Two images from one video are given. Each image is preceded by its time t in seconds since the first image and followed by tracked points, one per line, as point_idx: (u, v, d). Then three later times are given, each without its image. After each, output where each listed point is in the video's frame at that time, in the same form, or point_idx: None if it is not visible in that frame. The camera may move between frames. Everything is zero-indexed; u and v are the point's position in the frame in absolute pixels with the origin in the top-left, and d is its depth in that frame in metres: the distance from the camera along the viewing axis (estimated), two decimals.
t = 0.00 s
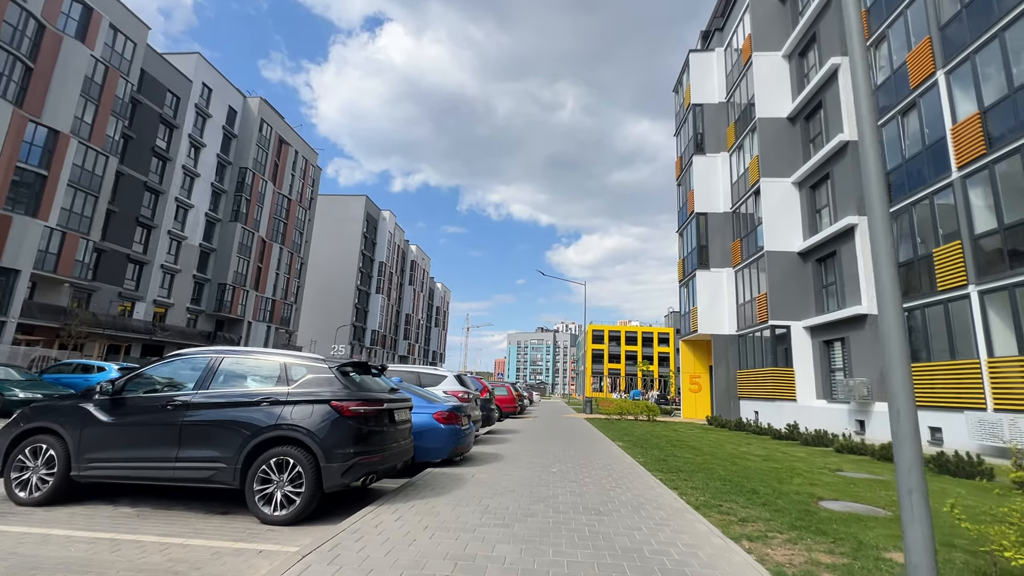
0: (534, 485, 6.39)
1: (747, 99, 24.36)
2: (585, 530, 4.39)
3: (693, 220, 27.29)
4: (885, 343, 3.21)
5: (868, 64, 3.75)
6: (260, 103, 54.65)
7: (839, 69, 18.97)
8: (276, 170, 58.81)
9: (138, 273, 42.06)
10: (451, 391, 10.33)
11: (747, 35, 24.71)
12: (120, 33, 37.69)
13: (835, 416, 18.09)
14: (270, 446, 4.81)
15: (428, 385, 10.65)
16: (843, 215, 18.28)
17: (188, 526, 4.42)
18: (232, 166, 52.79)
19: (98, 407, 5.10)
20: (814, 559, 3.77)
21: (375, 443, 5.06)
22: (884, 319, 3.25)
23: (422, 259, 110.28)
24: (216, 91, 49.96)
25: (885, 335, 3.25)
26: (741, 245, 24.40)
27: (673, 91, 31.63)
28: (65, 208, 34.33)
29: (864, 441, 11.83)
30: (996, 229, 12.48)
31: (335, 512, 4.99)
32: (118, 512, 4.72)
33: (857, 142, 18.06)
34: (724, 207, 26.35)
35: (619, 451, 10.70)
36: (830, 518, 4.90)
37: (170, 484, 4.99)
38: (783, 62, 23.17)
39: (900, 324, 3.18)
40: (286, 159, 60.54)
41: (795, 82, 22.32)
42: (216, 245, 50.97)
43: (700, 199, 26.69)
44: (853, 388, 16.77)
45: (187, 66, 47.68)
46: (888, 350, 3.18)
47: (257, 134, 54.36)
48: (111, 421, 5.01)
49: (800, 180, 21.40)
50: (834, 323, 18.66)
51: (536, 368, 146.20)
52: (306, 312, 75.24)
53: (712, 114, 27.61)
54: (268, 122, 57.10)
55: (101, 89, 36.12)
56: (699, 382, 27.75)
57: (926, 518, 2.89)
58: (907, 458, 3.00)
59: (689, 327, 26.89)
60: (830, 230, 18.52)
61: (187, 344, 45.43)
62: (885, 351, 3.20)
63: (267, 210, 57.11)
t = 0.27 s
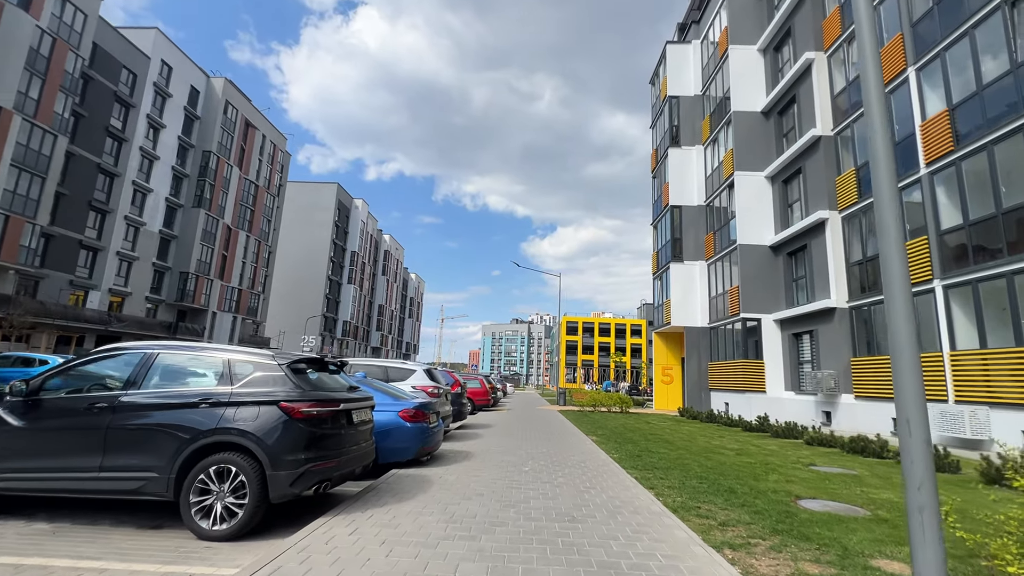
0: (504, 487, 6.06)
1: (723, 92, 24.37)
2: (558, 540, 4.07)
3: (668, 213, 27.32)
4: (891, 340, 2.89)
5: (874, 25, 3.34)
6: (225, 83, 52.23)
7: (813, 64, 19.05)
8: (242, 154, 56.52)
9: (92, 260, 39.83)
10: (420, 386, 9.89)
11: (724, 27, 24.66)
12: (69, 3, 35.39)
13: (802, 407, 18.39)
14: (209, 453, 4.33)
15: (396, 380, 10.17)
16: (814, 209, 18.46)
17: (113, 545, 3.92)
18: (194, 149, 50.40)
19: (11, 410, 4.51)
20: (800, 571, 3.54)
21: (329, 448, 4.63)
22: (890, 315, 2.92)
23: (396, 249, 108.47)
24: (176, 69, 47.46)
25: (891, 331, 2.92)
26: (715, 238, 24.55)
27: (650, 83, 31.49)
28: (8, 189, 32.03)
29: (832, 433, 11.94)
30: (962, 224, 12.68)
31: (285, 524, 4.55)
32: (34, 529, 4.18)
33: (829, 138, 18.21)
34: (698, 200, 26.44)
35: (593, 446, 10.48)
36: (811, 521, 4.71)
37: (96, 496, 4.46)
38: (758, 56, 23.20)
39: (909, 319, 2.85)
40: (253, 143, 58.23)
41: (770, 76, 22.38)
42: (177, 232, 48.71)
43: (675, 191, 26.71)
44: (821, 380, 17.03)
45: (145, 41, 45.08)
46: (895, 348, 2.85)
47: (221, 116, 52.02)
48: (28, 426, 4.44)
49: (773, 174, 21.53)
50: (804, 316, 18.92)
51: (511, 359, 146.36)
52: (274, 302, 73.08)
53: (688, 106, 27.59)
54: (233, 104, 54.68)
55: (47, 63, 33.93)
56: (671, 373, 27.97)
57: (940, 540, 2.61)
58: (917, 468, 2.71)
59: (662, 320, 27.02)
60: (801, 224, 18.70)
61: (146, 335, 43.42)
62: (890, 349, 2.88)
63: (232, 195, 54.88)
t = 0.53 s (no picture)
0: (480, 487, 5.68)
1: (704, 83, 24.25)
2: (537, 549, 3.71)
3: (649, 204, 27.17)
4: (919, 328, 2.59)
5: None
6: (194, 67, 50.23)
7: (795, 55, 18.98)
8: (213, 141, 54.56)
9: (51, 250, 38.00)
10: (395, 380, 9.42)
11: (706, 18, 24.51)
12: None
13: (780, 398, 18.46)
14: (143, 458, 3.83)
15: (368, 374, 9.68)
16: (794, 201, 18.48)
17: (28, 564, 3.42)
18: (161, 136, 48.45)
19: None
20: None
21: (284, 450, 4.16)
22: (919, 296, 2.64)
23: (375, 241, 106.79)
24: (141, 52, 45.42)
25: (917, 318, 2.62)
26: (695, 230, 24.51)
27: (632, 74, 31.25)
28: None
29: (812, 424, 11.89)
30: (940, 216, 12.71)
31: (234, 534, 4.09)
32: None
33: (810, 129, 18.21)
34: (679, 192, 26.36)
35: (574, 441, 10.17)
36: (805, 521, 4.44)
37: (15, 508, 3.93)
38: (739, 47, 23.11)
39: (940, 305, 2.55)
40: (224, 130, 56.29)
41: (751, 67, 22.31)
42: (144, 221, 46.84)
43: (656, 183, 26.58)
44: (799, 371, 17.09)
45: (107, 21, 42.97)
46: (922, 331, 2.58)
47: (190, 101, 50.00)
48: None
49: (753, 166, 21.51)
50: (783, 308, 18.98)
51: (492, 353, 146.10)
52: (248, 295, 71.20)
53: (670, 98, 27.44)
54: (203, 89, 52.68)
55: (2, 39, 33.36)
56: (651, 366, 27.95)
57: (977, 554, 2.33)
58: (951, 472, 2.42)
59: (643, 312, 26.96)
60: (781, 216, 18.70)
61: (111, 329, 41.67)
62: (918, 339, 2.58)
63: (202, 184, 52.95)
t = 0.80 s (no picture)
0: (465, 498, 5.30)
1: (694, 77, 23.99)
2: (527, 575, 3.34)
3: (639, 199, 26.92)
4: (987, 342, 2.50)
5: None
6: (173, 59, 48.84)
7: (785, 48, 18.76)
8: (194, 135, 53.22)
9: (24, 247, 36.74)
10: (378, 381, 9.00)
11: (695, 10, 24.22)
12: None
13: (770, 394, 18.37)
14: (81, 478, 3.40)
15: (350, 374, 9.24)
16: (785, 195, 18.31)
17: None
18: (139, 129, 47.08)
19: None
20: None
21: (244, 465, 3.75)
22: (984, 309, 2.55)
23: (362, 238, 105.57)
24: (117, 42, 44.00)
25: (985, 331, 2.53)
26: (685, 225, 24.33)
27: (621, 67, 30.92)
28: None
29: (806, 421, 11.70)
30: (932, 209, 12.57)
31: (189, 560, 3.68)
32: None
33: (801, 123, 18.02)
34: (669, 187, 26.14)
35: (564, 442, 9.84)
36: (816, 534, 4.14)
37: None
38: (729, 40, 22.87)
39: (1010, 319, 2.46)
40: (205, 123, 54.94)
41: (741, 60, 22.08)
42: (122, 218, 45.53)
43: (646, 178, 26.32)
44: (790, 367, 16.97)
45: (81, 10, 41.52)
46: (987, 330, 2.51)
47: (169, 94, 48.65)
48: None
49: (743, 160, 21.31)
50: (773, 303, 18.85)
51: (481, 349, 145.63)
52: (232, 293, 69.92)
53: (659, 91, 27.16)
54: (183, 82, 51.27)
55: None
56: (641, 362, 27.78)
57: None
58: None
59: (632, 308, 26.76)
60: (772, 210, 18.53)
61: (88, 328, 40.49)
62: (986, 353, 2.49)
63: (183, 179, 51.65)
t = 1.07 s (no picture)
0: (458, 502, 4.96)
1: (691, 68, 23.65)
2: None
3: (636, 193, 26.59)
4: None
5: None
6: (162, 52, 48.00)
7: (785, 37, 18.44)
8: (184, 131, 52.44)
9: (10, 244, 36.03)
10: (368, 378, 8.65)
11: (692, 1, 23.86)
12: None
13: (770, 389, 18.12)
14: (26, 487, 3.04)
15: (339, 371, 8.86)
16: (785, 187, 18.02)
17: None
18: (128, 124, 46.27)
19: None
20: None
21: (211, 470, 3.39)
22: None
23: (357, 235, 104.82)
24: (104, 35, 43.19)
25: None
26: (683, 219, 24.03)
27: (617, 60, 30.55)
28: None
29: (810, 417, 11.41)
30: (938, 200, 12.29)
31: None
32: None
33: (801, 113, 17.73)
34: (666, 180, 25.81)
35: (563, 440, 9.50)
36: (841, 541, 3.81)
37: None
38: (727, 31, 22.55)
39: None
40: (196, 119, 54.12)
41: (740, 51, 21.75)
42: (111, 215, 44.76)
43: (643, 171, 25.99)
44: (791, 361, 16.70)
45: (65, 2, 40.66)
46: None
47: (159, 88, 47.84)
48: None
49: (742, 153, 21.02)
50: (773, 297, 18.59)
51: (477, 347, 145.18)
52: (225, 291, 69.22)
53: (656, 84, 26.83)
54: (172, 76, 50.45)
55: None
56: (639, 358, 27.50)
57: None
58: None
59: (630, 303, 26.46)
60: (772, 203, 18.24)
61: (77, 327, 39.79)
62: None
63: (173, 176, 50.88)
